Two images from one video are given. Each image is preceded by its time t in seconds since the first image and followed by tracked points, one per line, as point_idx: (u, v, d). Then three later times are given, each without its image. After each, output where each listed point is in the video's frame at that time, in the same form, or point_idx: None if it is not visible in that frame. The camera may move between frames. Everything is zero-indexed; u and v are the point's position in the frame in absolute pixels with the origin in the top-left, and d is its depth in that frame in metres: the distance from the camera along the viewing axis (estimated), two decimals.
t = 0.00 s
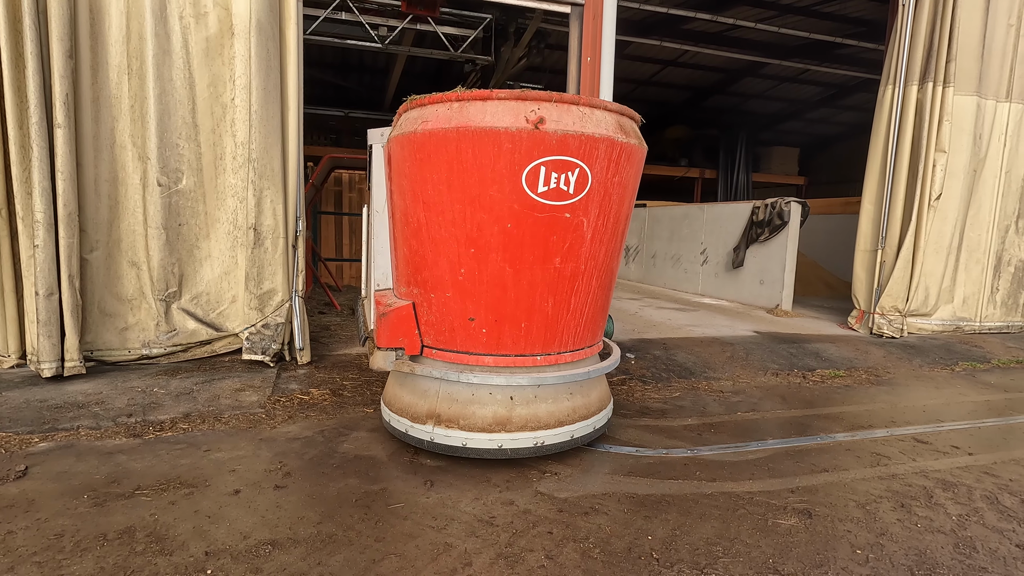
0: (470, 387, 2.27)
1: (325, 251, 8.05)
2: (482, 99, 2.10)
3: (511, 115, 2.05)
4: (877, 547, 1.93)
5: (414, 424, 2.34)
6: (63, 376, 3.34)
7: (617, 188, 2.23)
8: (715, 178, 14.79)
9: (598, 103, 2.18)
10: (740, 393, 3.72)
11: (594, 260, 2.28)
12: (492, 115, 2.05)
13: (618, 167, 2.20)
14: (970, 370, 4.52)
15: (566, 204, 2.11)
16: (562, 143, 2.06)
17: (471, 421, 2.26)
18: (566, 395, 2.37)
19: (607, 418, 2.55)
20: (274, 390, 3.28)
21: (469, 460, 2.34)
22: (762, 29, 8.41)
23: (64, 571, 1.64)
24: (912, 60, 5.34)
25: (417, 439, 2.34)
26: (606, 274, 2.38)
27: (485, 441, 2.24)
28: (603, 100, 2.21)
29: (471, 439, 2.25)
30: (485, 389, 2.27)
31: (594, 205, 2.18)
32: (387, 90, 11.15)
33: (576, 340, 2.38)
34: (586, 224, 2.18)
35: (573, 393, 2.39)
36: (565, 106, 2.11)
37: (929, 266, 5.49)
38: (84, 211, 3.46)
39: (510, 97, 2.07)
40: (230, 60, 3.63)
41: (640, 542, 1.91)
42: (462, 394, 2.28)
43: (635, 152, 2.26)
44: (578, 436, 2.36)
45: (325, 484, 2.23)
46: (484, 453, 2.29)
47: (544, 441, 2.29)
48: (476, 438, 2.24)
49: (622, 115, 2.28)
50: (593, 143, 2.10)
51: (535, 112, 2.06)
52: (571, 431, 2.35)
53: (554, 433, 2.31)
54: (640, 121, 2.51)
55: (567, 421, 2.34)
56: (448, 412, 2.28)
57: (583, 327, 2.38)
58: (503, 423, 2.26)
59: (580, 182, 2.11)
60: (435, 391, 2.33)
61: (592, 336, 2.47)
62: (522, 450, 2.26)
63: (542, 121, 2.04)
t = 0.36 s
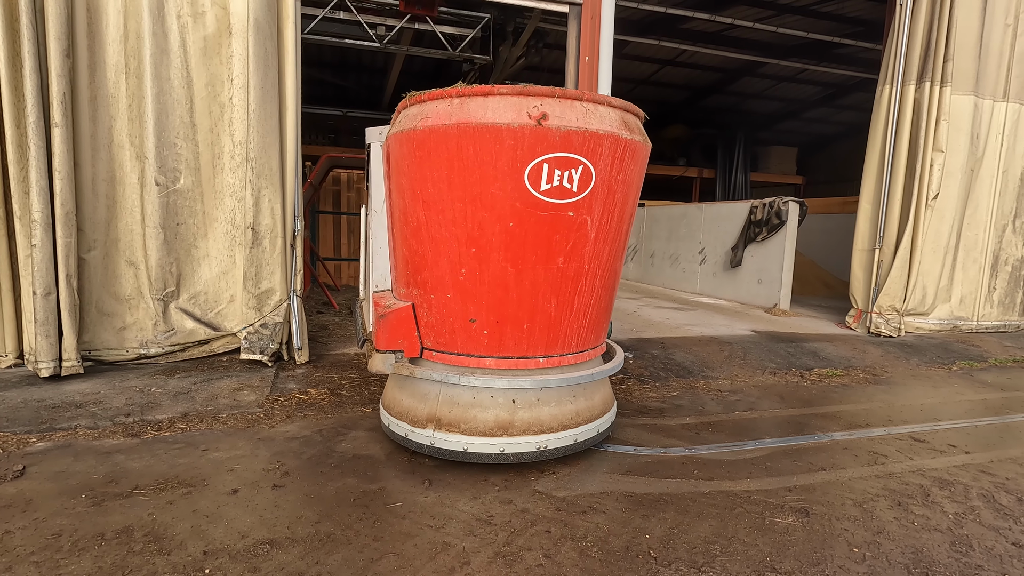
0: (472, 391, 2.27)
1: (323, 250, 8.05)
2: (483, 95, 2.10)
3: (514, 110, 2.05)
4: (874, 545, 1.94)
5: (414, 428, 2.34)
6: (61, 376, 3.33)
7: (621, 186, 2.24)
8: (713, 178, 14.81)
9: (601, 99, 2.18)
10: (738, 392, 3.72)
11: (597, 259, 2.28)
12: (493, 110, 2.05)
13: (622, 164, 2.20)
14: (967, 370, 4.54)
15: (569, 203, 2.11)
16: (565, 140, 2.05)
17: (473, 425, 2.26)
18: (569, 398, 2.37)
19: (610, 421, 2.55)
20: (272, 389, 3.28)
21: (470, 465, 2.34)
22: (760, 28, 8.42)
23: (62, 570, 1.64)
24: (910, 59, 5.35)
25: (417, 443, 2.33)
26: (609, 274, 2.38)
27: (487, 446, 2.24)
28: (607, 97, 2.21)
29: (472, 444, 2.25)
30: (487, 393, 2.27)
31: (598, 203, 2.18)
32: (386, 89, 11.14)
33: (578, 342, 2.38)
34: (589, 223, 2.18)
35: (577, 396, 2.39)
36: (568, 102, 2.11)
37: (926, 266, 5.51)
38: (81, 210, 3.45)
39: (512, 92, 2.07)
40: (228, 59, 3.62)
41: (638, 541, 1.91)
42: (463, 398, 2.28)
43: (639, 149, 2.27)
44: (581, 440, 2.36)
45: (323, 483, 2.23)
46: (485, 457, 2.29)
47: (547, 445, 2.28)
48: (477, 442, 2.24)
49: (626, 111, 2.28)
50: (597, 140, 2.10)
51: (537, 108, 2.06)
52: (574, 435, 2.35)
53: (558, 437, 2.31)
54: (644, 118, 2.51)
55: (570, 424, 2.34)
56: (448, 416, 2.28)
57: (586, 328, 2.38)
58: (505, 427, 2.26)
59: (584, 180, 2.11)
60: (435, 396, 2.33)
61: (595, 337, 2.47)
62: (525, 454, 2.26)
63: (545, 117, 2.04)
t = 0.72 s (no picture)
0: (472, 395, 2.26)
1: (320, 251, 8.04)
2: (484, 92, 2.09)
3: (515, 107, 2.05)
4: (871, 545, 1.94)
5: (413, 433, 2.33)
6: (58, 376, 3.32)
7: (626, 185, 2.24)
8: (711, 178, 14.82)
9: (605, 96, 2.18)
10: (736, 392, 3.73)
11: (601, 260, 2.28)
12: (495, 107, 2.05)
13: (626, 162, 2.20)
14: (963, 369, 4.55)
15: (572, 202, 2.11)
16: (568, 139, 2.05)
17: (473, 430, 2.25)
18: (573, 402, 2.36)
19: (613, 424, 2.54)
20: (270, 390, 3.27)
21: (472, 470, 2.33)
22: (758, 29, 8.43)
23: (58, 571, 1.63)
24: (906, 60, 5.36)
25: (416, 449, 2.32)
26: (612, 275, 2.38)
27: (488, 451, 2.23)
28: (610, 94, 2.21)
29: (473, 449, 2.23)
30: (488, 397, 2.26)
31: (601, 202, 2.18)
32: (383, 89, 11.13)
33: (581, 344, 2.37)
34: (592, 222, 2.18)
35: (580, 399, 2.38)
36: (571, 99, 2.11)
37: (923, 266, 5.52)
38: (78, 210, 3.44)
39: (513, 88, 2.07)
40: (225, 59, 3.62)
41: (636, 541, 1.91)
42: (464, 402, 2.27)
43: (643, 146, 2.26)
44: (584, 445, 2.35)
45: (321, 484, 2.22)
46: (486, 463, 2.27)
47: (549, 450, 2.27)
48: (478, 448, 2.23)
49: (629, 109, 2.28)
50: (601, 137, 2.10)
51: (540, 104, 2.06)
52: (577, 440, 2.34)
53: (560, 442, 2.29)
54: (647, 115, 2.51)
55: (573, 429, 2.32)
56: (449, 421, 2.27)
57: (589, 330, 2.38)
58: (506, 432, 2.25)
59: (587, 178, 2.11)
60: (435, 400, 2.31)
61: (598, 339, 2.47)
62: (527, 459, 2.24)
63: (547, 113, 2.04)
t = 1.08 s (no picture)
0: (472, 400, 2.24)
1: (317, 251, 8.03)
2: (483, 88, 2.09)
3: (516, 103, 2.04)
4: (866, 545, 1.95)
5: (411, 439, 2.30)
6: (52, 377, 3.31)
7: (628, 184, 2.24)
8: (708, 179, 14.86)
9: (607, 92, 2.19)
10: (732, 393, 3.74)
11: (603, 261, 2.28)
12: (494, 103, 2.05)
13: (628, 160, 2.21)
14: (958, 370, 4.57)
15: (573, 202, 2.11)
16: (570, 136, 2.05)
17: (473, 436, 2.23)
18: (575, 407, 2.33)
19: (617, 428, 2.51)
20: (266, 391, 3.26)
21: (472, 475, 2.31)
22: (754, 30, 8.46)
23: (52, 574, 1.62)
24: (901, 62, 5.39)
25: (414, 455, 2.30)
26: (614, 277, 2.38)
27: (489, 457, 2.20)
28: (612, 90, 2.22)
29: (473, 456, 2.21)
30: (488, 402, 2.23)
31: (603, 202, 2.18)
32: (380, 89, 11.12)
33: (583, 347, 2.37)
34: (594, 222, 2.18)
35: (583, 403, 2.36)
36: (572, 95, 2.11)
37: (918, 267, 5.55)
38: (72, 210, 3.42)
39: (513, 84, 2.07)
40: (221, 59, 3.61)
41: (632, 542, 1.91)
42: (463, 408, 2.25)
43: (645, 144, 2.27)
44: (587, 449, 2.33)
45: (317, 485, 2.22)
46: (486, 469, 2.25)
47: (551, 455, 2.25)
48: (478, 454, 2.21)
49: (631, 106, 2.28)
50: (603, 134, 2.10)
51: (541, 100, 2.06)
52: (580, 445, 2.32)
53: (563, 448, 2.27)
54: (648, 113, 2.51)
55: (575, 434, 2.30)
56: (448, 427, 2.24)
57: (590, 333, 2.38)
58: (507, 437, 2.23)
59: (589, 176, 2.11)
60: (435, 406, 2.29)
61: (600, 342, 2.47)
62: (528, 465, 2.22)
63: (548, 110, 2.04)
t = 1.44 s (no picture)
0: (470, 402, 2.23)
1: (314, 251, 8.02)
2: (482, 86, 2.10)
3: (514, 101, 2.05)
4: (862, 544, 1.95)
5: (409, 441, 2.30)
6: (48, 377, 3.30)
7: (628, 183, 2.24)
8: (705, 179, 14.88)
9: (606, 91, 2.19)
10: (730, 393, 3.74)
11: (603, 260, 2.28)
12: (493, 101, 2.05)
13: (629, 159, 2.21)
14: (954, 369, 4.59)
15: (573, 202, 2.12)
16: (569, 135, 2.05)
17: (472, 438, 2.22)
18: (575, 409, 2.33)
19: (616, 430, 2.51)
20: (263, 391, 3.26)
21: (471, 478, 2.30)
22: (751, 31, 8.48)
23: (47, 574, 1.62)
24: (898, 63, 5.41)
25: (412, 457, 2.29)
26: (614, 277, 2.38)
27: (488, 459, 2.20)
28: (612, 89, 2.22)
29: (472, 458, 2.20)
30: (487, 404, 2.23)
31: (603, 202, 2.18)
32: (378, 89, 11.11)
33: (582, 349, 2.37)
34: (593, 221, 2.18)
35: (582, 404, 2.36)
36: (571, 93, 2.11)
37: (915, 267, 5.57)
38: (69, 210, 3.41)
39: (512, 83, 2.08)
40: (218, 58, 3.60)
41: (629, 541, 1.91)
42: (462, 410, 2.24)
43: (645, 142, 2.27)
44: (587, 451, 2.32)
45: (315, 485, 2.22)
46: (485, 471, 2.24)
47: (550, 457, 2.25)
48: (477, 456, 2.20)
49: (631, 104, 2.28)
50: (603, 132, 2.10)
51: (540, 99, 2.06)
52: (579, 447, 2.31)
53: (562, 450, 2.27)
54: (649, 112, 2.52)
55: (575, 436, 2.30)
56: (446, 429, 2.24)
57: (590, 334, 2.38)
58: (506, 439, 2.22)
59: (588, 175, 2.11)
60: (433, 409, 2.28)
61: (600, 343, 2.47)
62: (527, 468, 2.22)
63: (547, 108, 2.04)
